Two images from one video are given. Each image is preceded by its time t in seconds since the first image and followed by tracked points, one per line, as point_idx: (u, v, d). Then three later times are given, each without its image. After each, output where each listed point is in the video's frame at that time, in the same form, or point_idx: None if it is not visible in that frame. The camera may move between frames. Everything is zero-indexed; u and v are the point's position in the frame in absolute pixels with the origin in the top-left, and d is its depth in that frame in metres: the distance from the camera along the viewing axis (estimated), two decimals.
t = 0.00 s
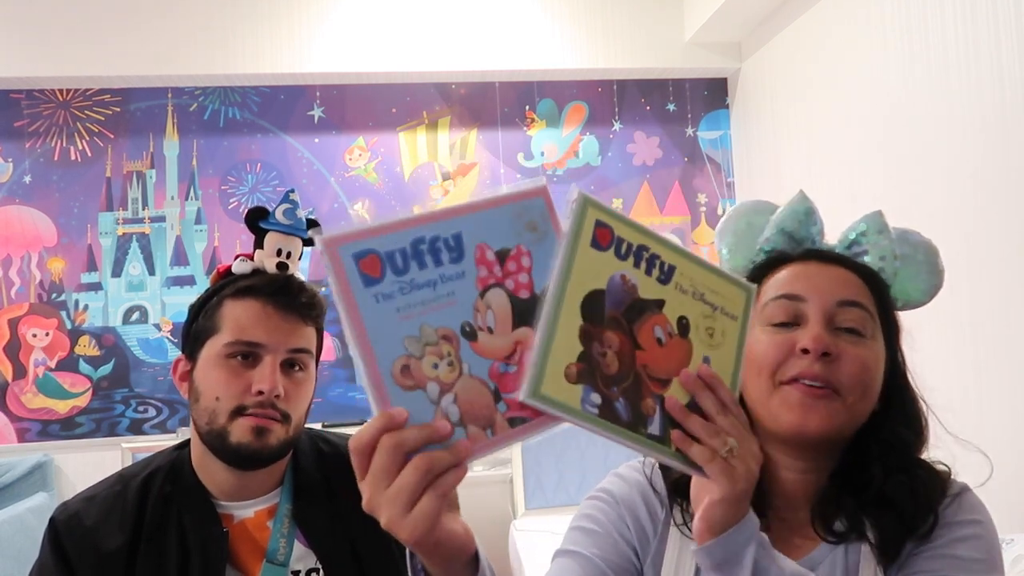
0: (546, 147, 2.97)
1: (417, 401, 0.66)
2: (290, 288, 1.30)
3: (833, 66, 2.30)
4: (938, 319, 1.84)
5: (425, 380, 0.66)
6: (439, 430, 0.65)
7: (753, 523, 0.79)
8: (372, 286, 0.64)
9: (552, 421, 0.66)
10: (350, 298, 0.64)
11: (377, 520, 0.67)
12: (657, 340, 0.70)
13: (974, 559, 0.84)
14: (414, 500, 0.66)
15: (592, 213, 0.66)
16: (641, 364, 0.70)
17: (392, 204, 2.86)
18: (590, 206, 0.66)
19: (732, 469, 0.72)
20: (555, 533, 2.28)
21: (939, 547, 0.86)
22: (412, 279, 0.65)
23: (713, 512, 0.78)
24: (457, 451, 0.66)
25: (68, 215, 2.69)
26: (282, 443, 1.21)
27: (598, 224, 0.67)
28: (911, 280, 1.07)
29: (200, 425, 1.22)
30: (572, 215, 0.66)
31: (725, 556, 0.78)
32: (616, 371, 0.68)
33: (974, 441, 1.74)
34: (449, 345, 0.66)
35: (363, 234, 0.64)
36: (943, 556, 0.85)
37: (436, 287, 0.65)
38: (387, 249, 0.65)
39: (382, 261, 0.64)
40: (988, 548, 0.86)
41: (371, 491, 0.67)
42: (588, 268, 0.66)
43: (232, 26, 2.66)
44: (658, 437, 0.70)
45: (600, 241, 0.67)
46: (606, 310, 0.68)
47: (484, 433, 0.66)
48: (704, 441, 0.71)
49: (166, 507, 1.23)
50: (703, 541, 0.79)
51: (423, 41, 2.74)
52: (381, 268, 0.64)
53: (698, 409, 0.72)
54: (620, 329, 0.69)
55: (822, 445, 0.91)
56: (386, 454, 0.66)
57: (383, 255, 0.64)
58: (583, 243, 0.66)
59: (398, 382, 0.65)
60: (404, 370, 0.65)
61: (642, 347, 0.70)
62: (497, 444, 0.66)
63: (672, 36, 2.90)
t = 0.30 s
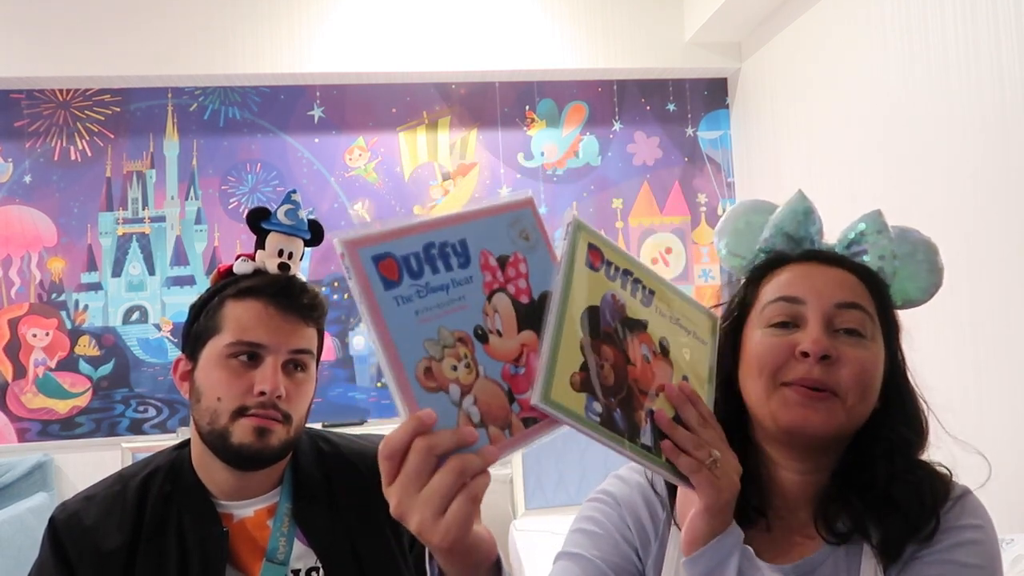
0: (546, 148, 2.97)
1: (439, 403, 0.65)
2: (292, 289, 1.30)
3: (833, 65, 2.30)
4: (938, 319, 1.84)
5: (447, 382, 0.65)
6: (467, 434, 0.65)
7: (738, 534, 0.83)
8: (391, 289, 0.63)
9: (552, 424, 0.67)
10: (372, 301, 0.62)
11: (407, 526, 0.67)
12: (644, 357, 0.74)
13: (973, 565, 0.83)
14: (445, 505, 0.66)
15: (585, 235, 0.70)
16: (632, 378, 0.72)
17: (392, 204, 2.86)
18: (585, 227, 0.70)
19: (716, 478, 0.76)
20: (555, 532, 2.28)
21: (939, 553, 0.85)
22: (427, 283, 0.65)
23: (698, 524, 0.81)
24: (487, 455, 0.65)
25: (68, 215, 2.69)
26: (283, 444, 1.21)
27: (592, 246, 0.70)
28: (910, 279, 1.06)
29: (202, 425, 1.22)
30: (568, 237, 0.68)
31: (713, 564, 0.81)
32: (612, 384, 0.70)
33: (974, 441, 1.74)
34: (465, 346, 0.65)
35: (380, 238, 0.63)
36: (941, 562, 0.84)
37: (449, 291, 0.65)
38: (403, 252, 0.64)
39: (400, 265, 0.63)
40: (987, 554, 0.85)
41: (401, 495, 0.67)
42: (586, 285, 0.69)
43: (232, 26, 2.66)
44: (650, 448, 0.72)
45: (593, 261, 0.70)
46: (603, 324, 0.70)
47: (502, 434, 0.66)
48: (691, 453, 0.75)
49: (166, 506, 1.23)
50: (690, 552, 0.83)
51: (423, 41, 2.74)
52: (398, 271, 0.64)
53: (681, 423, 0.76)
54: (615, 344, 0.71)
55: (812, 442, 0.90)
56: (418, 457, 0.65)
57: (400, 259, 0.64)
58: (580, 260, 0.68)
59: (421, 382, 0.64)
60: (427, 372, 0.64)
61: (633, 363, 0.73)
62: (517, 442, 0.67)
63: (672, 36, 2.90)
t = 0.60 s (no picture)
0: (547, 148, 2.97)
1: (436, 408, 0.65)
2: (294, 290, 1.30)
3: (833, 65, 2.30)
4: (938, 319, 1.84)
5: (443, 387, 0.65)
6: (463, 442, 0.65)
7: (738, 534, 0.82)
8: (387, 294, 0.63)
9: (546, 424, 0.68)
10: (367, 308, 0.63)
11: (402, 530, 0.68)
12: (644, 354, 0.74)
13: (976, 567, 0.84)
14: (439, 510, 0.67)
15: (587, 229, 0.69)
16: (630, 375, 0.72)
17: (393, 204, 2.86)
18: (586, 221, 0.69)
19: (711, 478, 0.76)
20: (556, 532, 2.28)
21: (942, 555, 0.85)
22: (423, 287, 0.64)
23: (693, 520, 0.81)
24: (484, 460, 0.66)
25: (68, 215, 2.69)
26: (284, 444, 1.21)
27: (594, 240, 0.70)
28: (914, 281, 1.07)
29: (202, 426, 1.22)
30: (570, 233, 0.68)
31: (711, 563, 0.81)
32: (610, 382, 0.70)
33: (974, 441, 1.75)
34: (462, 350, 0.65)
35: (375, 243, 0.63)
36: (944, 564, 0.84)
37: (446, 293, 0.65)
38: (398, 257, 0.64)
39: (396, 269, 0.63)
40: (988, 556, 0.85)
41: (396, 501, 0.68)
42: (585, 282, 0.69)
43: (232, 26, 2.66)
44: (647, 446, 0.72)
45: (594, 257, 0.70)
46: (602, 322, 0.70)
47: (498, 437, 0.66)
48: (687, 452, 0.74)
49: (166, 506, 1.23)
50: (690, 549, 0.83)
51: (423, 41, 2.74)
52: (394, 276, 0.64)
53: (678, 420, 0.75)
54: (613, 342, 0.71)
55: (815, 440, 0.90)
56: (414, 465, 0.66)
57: (396, 264, 0.64)
58: (582, 256, 0.68)
59: (417, 390, 0.64)
60: (423, 378, 0.64)
61: (632, 360, 0.73)
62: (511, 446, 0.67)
63: (672, 36, 2.90)
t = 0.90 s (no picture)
0: (547, 148, 2.97)
1: (415, 383, 0.67)
2: (294, 290, 1.30)
3: (833, 65, 2.30)
4: (938, 319, 1.84)
5: (422, 363, 0.67)
6: (436, 408, 0.66)
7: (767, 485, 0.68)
8: (362, 279, 0.66)
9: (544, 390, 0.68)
10: (342, 294, 0.65)
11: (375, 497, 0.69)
12: (643, 302, 0.68)
13: (960, 564, 0.82)
14: (410, 474, 0.67)
15: (569, 180, 0.65)
16: (622, 326, 0.68)
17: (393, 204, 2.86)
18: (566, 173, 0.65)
19: (710, 426, 0.65)
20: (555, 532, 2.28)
21: (925, 550, 0.84)
22: (400, 269, 0.66)
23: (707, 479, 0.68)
24: (448, 422, 0.66)
25: (68, 215, 2.69)
26: (284, 445, 1.21)
27: (578, 192, 0.66)
28: (913, 283, 1.06)
29: (203, 426, 1.22)
30: (548, 186, 0.65)
31: (727, 519, 0.68)
32: (598, 335, 0.67)
33: (974, 440, 1.75)
34: (443, 327, 0.67)
35: (350, 231, 0.65)
36: (930, 558, 0.82)
37: (425, 274, 0.67)
38: (374, 243, 0.66)
39: (371, 255, 0.66)
40: (976, 554, 0.84)
41: (371, 473, 0.69)
42: (567, 234, 0.66)
43: (232, 26, 2.66)
44: (646, 396, 0.68)
45: (580, 210, 0.66)
46: (587, 277, 0.67)
47: (483, 408, 0.67)
48: (686, 396, 0.66)
49: (167, 505, 1.23)
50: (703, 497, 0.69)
51: (422, 41, 2.74)
52: (369, 262, 0.66)
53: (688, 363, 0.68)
54: (604, 294, 0.67)
55: (812, 439, 0.90)
56: (385, 435, 0.67)
57: (371, 250, 0.66)
58: (560, 212, 0.65)
59: (392, 365, 0.67)
60: (400, 355, 0.67)
61: (627, 309, 0.68)
62: (492, 419, 0.68)
63: (672, 36, 2.90)
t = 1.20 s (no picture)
0: (547, 148, 2.97)
1: (415, 363, 0.71)
2: (292, 290, 1.30)
3: (833, 65, 2.30)
4: (938, 319, 1.84)
5: (425, 346, 0.71)
6: (421, 377, 0.70)
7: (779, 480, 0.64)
8: (381, 268, 0.71)
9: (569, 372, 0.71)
10: (362, 281, 0.71)
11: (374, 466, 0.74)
12: (642, 275, 0.68)
13: (946, 564, 0.80)
14: (398, 446, 0.71)
15: (576, 156, 0.69)
16: (615, 297, 0.69)
17: (393, 204, 2.86)
18: (575, 150, 0.69)
19: (688, 400, 0.63)
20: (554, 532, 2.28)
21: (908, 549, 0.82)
22: (417, 261, 0.71)
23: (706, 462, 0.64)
24: (432, 395, 0.69)
25: (68, 215, 2.69)
26: (283, 446, 1.21)
27: (583, 166, 0.68)
28: (906, 287, 1.05)
29: (202, 427, 1.22)
30: (554, 162, 0.69)
31: (733, 511, 0.64)
32: (585, 303, 0.69)
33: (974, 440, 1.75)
34: (450, 314, 0.71)
35: (374, 224, 0.71)
36: (909, 555, 0.81)
37: (439, 265, 0.71)
38: (396, 236, 0.71)
39: (390, 247, 0.71)
40: (962, 555, 0.82)
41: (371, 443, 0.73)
42: (567, 206, 0.68)
43: (232, 26, 2.66)
44: (632, 368, 0.68)
45: (582, 180, 0.68)
46: (581, 245, 0.69)
47: (479, 391, 0.71)
48: (671, 368, 0.65)
49: (167, 505, 1.23)
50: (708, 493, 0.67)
51: (422, 41, 2.74)
52: (389, 253, 0.71)
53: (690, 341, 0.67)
54: (598, 265, 0.69)
55: (806, 438, 0.90)
56: (381, 409, 0.71)
57: (392, 242, 0.71)
58: (562, 183, 0.68)
59: (398, 348, 0.71)
60: (407, 337, 0.71)
61: (622, 281, 0.69)
62: (487, 402, 0.71)
63: (672, 37, 2.90)
